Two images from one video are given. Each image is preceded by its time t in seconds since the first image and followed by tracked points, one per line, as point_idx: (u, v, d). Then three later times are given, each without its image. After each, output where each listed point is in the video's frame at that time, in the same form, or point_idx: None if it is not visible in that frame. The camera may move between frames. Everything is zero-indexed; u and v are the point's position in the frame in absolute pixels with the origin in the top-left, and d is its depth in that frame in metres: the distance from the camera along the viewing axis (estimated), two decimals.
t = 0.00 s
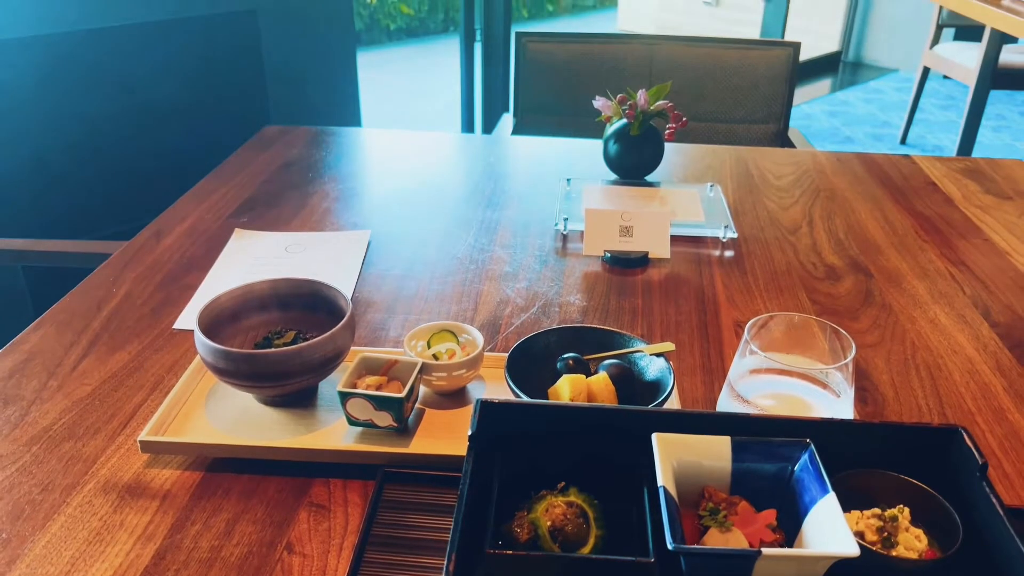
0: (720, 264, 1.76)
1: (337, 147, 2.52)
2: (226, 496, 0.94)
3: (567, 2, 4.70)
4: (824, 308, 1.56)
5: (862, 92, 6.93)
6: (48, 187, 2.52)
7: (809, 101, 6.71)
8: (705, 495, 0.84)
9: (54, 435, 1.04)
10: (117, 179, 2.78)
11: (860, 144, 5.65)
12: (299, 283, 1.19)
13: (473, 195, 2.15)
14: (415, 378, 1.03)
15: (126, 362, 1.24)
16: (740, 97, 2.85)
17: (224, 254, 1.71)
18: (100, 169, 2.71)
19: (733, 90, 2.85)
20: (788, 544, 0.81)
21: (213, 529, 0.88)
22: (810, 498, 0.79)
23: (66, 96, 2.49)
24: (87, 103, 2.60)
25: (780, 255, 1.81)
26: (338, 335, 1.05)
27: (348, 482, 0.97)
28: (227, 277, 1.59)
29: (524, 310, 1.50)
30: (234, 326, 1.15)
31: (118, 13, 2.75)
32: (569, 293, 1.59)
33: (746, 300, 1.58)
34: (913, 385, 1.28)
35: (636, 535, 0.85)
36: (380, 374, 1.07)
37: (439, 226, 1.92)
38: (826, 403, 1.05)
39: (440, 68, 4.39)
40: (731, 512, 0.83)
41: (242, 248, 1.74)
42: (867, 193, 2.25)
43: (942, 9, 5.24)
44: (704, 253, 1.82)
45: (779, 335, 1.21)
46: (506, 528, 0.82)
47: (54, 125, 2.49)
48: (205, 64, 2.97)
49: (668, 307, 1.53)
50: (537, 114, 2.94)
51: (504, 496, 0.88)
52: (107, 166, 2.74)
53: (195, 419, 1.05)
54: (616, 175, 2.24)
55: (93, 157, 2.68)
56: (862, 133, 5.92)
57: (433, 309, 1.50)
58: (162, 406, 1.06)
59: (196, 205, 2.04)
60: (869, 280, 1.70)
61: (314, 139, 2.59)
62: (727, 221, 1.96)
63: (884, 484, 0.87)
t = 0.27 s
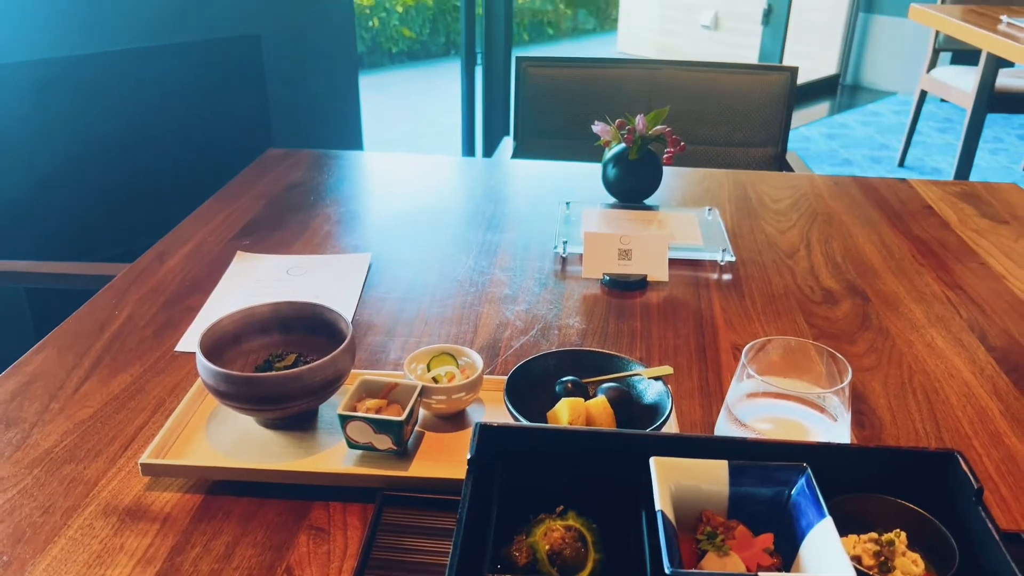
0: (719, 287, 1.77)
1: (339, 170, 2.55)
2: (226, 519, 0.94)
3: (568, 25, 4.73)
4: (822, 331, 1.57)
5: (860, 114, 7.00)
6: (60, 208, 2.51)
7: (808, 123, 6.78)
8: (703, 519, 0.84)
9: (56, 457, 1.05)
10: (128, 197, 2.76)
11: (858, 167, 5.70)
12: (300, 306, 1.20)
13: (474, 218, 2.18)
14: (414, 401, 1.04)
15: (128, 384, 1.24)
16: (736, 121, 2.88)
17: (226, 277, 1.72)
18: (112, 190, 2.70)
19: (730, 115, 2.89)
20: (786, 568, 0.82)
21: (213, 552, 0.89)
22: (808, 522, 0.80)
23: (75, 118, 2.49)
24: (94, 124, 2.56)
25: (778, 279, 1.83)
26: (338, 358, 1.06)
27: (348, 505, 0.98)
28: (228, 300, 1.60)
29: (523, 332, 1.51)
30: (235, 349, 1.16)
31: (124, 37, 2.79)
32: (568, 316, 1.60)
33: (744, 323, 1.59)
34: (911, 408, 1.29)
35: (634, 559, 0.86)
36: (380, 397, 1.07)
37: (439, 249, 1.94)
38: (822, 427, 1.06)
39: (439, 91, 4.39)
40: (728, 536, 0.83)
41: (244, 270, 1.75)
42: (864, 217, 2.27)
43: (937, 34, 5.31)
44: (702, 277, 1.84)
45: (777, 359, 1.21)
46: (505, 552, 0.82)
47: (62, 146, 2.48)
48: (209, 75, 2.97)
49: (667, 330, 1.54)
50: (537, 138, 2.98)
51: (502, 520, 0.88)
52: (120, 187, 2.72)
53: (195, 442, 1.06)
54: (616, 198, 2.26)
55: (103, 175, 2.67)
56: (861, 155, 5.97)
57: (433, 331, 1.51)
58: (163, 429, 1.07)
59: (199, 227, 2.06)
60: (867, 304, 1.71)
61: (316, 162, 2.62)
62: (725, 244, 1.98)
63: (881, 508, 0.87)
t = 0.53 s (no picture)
0: (719, 312, 1.78)
1: (343, 194, 2.57)
2: (228, 544, 0.95)
3: (568, 50, 4.82)
4: (820, 356, 1.58)
5: (858, 139, 7.06)
6: (69, 232, 2.53)
7: (807, 147, 6.84)
8: (704, 544, 0.84)
9: (59, 481, 1.05)
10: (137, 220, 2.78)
11: (858, 191, 5.74)
12: (302, 330, 1.21)
13: (475, 241, 2.20)
14: (416, 426, 1.05)
15: (131, 408, 1.25)
16: (734, 146, 2.92)
17: (229, 301, 1.74)
18: (121, 213, 2.71)
19: (727, 140, 2.93)
20: None
21: None
22: (808, 547, 0.80)
23: (83, 143, 2.52)
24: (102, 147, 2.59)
25: (777, 303, 1.84)
26: (340, 383, 1.07)
27: (349, 529, 0.98)
28: (230, 324, 1.61)
29: (524, 356, 1.52)
30: (238, 373, 1.17)
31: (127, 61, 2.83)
32: (569, 340, 1.61)
33: (744, 348, 1.60)
34: (910, 433, 1.29)
35: None
36: (382, 422, 1.08)
37: (441, 273, 1.96)
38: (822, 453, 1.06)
39: (441, 116, 4.48)
40: (728, 560, 0.83)
41: (247, 295, 1.77)
42: (863, 242, 2.29)
43: (934, 60, 5.38)
44: (702, 301, 1.85)
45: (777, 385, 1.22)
46: None
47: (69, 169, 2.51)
48: (216, 99, 2.99)
49: (668, 354, 1.55)
50: (537, 163, 3.01)
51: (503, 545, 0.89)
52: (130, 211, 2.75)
53: (198, 466, 1.06)
54: (616, 222, 2.28)
55: (110, 199, 2.68)
56: (860, 179, 6.02)
57: (435, 355, 1.52)
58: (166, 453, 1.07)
59: (203, 251, 2.08)
60: (866, 328, 1.72)
61: (319, 187, 2.65)
62: (725, 269, 1.99)
63: (879, 534, 0.87)
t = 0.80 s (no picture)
0: (720, 332, 1.79)
1: (345, 215, 2.59)
2: (231, 565, 0.96)
3: (569, 70, 4.88)
4: (821, 376, 1.59)
5: (858, 159, 7.11)
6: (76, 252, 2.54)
7: (807, 167, 6.88)
8: (706, 566, 0.84)
9: (63, 501, 1.06)
10: (146, 237, 2.79)
11: (858, 210, 5.77)
12: (306, 351, 1.22)
13: (477, 261, 2.21)
14: (419, 446, 1.05)
15: (134, 428, 1.25)
16: (734, 167, 2.94)
17: (233, 321, 1.75)
18: (128, 230, 2.71)
19: (727, 161, 2.95)
20: None
21: None
22: (812, 568, 0.80)
23: (89, 164, 2.54)
24: (114, 166, 2.62)
25: (778, 324, 1.85)
26: (344, 404, 1.07)
27: (352, 549, 0.99)
28: (233, 344, 1.62)
29: (526, 377, 1.53)
30: (242, 393, 1.18)
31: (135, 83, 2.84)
32: (570, 360, 1.61)
33: (745, 369, 1.60)
34: (912, 454, 1.30)
35: None
36: (386, 442, 1.08)
37: (443, 293, 1.97)
38: (823, 474, 1.06)
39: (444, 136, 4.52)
40: None
41: (250, 315, 1.78)
42: (863, 263, 2.30)
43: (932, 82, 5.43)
44: (703, 321, 1.86)
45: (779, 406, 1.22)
46: None
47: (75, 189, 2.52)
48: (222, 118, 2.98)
49: (670, 375, 1.56)
50: (539, 183, 3.04)
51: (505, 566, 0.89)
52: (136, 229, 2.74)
53: (201, 486, 1.07)
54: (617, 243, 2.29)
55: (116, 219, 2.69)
56: (860, 199, 6.05)
57: (437, 375, 1.53)
58: (170, 473, 1.08)
59: (207, 271, 2.09)
60: (866, 349, 1.73)
61: (322, 207, 2.67)
62: (725, 290, 2.00)
63: (881, 556, 0.88)
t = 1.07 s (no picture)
0: (720, 356, 1.79)
1: (347, 237, 2.61)
2: None
3: (570, 92, 4.93)
4: (820, 400, 1.59)
5: (857, 181, 7.15)
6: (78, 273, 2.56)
7: (807, 189, 6.92)
8: None
9: (63, 525, 1.06)
10: (152, 259, 2.80)
11: (858, 232, 5.79)
12: (307, 375, 1.23)
13: (478, 284, 2.22)
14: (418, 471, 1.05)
15: (135, 451, 1.26)
16: (733, 190, 2.97)
17: (234, 344, 1.75)
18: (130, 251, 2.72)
19: (726, 184, 2.98)
20: None
21: None
22: None
23: (93, 187, 2.56)
24: (119, 187, 2.64)
25: (778, 347, 1.85)
26: (344, 428, 1.08)
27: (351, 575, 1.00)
28: (234, 367, 1.63)
29: (526, 400, 1.53)
30: (243, 417, 1.18)
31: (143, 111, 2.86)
32: (571, 384, 1.62)
33: (745, 392, 1.60)
34: (912, 479, 1.30)
35: None
36: (386, 467, 1.07)
37: (444, 316, 1.98)
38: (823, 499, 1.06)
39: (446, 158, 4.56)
40: None
41: (252, 337, 1.79)
42: (862, 286, 2.31)
43: (929, 105, 5.48)
44: (703, 344, 1.86)
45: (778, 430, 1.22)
46: None
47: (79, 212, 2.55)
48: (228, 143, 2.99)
49: (670, 398, 1.56)
50: (539, 205, 3.06)
51: None
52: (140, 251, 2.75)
53: (202, 510, 1.07)
54: (617, 265, 2.31)
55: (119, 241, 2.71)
56: (860, 221, 6.08)
57: (437, 398, 1.53)
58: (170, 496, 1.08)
59: (209, 293, 2.11)
60: (866, 373, 1.73)
61: (324, 229, 2.69)
62: (725, 313, 2.01)
63: None
